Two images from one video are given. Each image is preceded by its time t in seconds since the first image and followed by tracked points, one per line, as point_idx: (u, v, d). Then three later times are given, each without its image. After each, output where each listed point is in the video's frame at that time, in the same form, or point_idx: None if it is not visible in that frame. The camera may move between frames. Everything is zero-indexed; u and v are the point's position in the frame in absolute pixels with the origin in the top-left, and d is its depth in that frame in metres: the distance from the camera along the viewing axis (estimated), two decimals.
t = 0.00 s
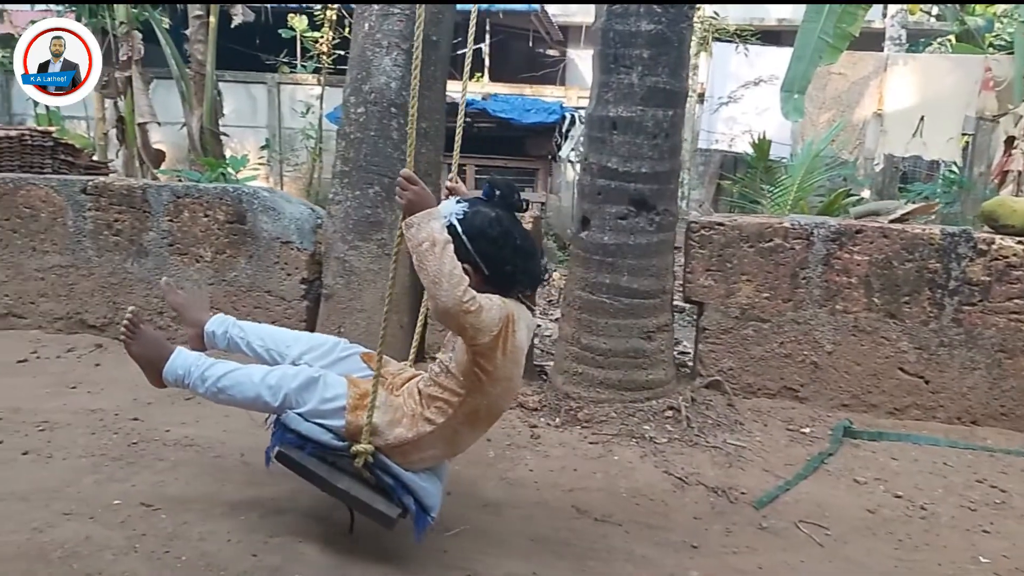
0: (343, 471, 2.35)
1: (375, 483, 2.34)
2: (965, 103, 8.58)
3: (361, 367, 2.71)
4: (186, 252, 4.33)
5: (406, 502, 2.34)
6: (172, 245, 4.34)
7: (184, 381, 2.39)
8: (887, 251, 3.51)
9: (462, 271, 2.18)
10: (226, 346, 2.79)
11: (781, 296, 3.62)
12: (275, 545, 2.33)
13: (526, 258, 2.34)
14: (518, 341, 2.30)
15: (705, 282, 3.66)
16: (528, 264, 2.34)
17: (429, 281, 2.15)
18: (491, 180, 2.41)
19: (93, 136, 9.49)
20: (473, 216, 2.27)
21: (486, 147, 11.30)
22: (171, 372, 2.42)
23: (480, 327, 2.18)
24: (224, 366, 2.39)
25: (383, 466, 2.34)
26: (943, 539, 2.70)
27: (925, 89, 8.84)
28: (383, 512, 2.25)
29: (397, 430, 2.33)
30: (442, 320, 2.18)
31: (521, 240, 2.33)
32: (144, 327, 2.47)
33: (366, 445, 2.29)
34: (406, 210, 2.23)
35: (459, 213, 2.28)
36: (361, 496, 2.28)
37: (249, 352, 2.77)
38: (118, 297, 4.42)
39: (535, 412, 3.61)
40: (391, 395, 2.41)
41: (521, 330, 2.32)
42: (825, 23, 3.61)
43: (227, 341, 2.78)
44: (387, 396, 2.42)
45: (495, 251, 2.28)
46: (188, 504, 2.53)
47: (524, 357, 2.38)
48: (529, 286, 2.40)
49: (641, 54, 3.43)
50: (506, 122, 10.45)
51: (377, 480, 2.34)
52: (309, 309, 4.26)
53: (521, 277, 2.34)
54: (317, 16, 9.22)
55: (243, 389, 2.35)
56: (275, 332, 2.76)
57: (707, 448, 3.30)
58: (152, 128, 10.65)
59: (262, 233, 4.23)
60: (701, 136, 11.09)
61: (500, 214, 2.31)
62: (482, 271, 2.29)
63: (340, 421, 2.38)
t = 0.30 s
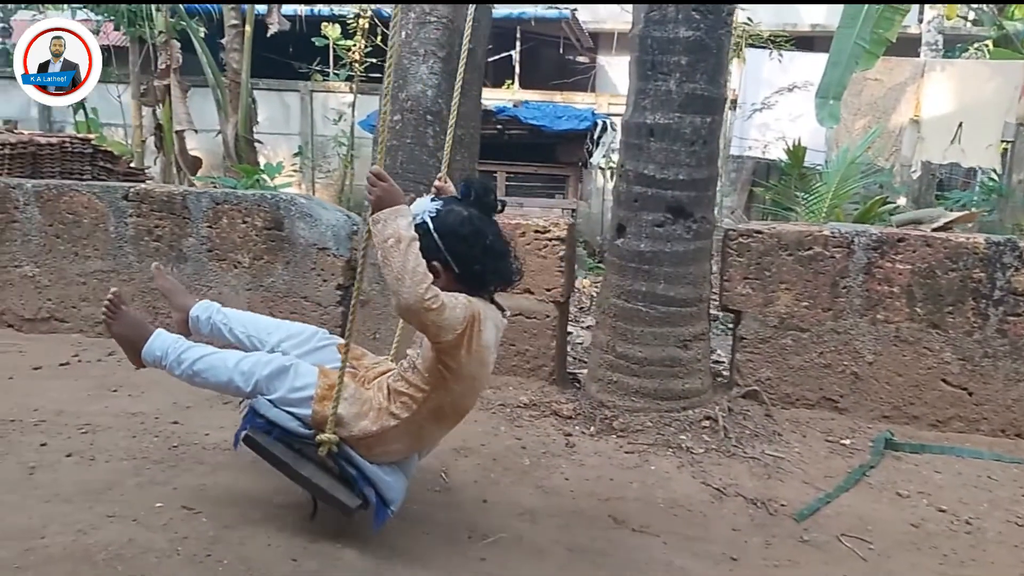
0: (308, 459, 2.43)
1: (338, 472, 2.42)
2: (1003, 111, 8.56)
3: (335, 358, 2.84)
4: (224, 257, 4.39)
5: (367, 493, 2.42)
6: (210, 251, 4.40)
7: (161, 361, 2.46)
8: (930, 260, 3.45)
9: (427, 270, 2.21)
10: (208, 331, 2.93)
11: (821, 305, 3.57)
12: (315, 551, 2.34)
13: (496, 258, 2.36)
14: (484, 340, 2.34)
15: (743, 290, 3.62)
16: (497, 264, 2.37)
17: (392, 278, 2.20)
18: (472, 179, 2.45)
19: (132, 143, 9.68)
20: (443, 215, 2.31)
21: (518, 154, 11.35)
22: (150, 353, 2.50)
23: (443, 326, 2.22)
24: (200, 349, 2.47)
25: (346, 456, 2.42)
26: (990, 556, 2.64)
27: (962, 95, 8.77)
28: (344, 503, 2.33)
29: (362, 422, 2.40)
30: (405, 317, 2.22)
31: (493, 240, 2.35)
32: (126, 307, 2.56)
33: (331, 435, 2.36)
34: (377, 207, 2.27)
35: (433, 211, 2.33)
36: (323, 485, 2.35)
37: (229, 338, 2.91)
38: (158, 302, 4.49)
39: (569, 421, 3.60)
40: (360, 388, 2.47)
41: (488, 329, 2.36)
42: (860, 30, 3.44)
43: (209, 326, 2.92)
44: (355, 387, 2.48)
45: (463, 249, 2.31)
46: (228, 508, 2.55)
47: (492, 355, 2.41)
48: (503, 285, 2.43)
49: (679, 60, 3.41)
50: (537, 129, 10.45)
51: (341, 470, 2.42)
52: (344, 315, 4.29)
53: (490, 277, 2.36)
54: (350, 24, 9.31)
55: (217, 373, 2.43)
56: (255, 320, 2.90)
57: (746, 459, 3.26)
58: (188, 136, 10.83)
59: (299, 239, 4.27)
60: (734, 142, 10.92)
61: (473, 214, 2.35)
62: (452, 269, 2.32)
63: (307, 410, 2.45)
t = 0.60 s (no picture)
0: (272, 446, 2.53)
1: (299, 461, 2.53)
2: None
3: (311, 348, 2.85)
4: (253, 265, 4.42)
5: (326, 483, 2.53)
6: (239, 259, 4.43)
7: (138, 343, 2.58)
8: (965, 272, 3.39)
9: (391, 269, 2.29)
10: (191, 315, 3.00)
11: (853, 317, 3.52)
12: (345, 560, 2.35)
13: (461, 259, 2.49)
14: (448, 340, 2.42)
15: (773, 302, 3.59)
16: (462, 264, 2.50)
17: (357, 274, 2.29)
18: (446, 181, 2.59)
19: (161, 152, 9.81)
20: (412, 214, 2.45)
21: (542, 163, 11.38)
22: (128, 334, 2.62)
23: (404, 325, 2.30)
24: (175, 333, 2.58)
25: (308, 446, 2.52)
26: None
27: (993, 105, 8.65)
28: (302, 491, 2.44)
29: (325, 414, 2.49)
30: (367, 314, 2.30)
31: (461, 241, 2.48)
32: (108, 288, 2.67)
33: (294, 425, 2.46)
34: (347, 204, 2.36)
35: (403, 210, 2.46)
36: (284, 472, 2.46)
37: (211, 322, 2.98)
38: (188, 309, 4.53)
39: (596, 432, 3.59)
40: (328, 379, 2.56)
41: (453, 329, 2.44)
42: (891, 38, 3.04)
43: (192, 311, 2.99)
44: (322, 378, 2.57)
45: (429, 248, 2.45)
46: (258, 517, 2.57)
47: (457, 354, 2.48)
48: (467, 284, 2.55)
49: (710, 70, 3.39)
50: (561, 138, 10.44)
51: (302, 459, 2.52)
52: (371, 324, 4.30)
53: (456, 275, 2.50)
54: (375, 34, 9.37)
55: (190, 356, 2.55)
56: (235, 306, 2.95)
57: (776, 473, 3.22)
58: (215, 144, 10.95)
59: (327, 247, 4.29)
60: (759, 152, 10.89)
61: (443, 214, 2.48)
62: (420, 268, 2.47)
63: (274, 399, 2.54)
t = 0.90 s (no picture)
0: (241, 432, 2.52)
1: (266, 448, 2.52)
2: None
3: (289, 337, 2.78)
4: (278, 274, 4.45)
5: (292, 473, 2.52)
6: (265, 268, 4.47)
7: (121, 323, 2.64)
8: (998, 283, 3.34)
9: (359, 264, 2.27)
10: (181, 298, 3.01)
11: (882, 328, 3.48)
12: (371, 569, 2.35)
13: (433, 258, 2.45)
14: (416, 336, 2.42)
15: (801, 312, 3.56)
16: (433, 264, 2.45)
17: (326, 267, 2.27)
18: (423, 178, 2.51)
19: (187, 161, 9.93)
20: (384, 212, 2.39)
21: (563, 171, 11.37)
22: (113, 314, 2.68)
23: (372, 319, 2.29)
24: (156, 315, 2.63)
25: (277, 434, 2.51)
26: None
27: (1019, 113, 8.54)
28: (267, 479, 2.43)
29: (294, 403, 2.48)
30: (334, 305, 2.28)
31: (433, 240, 2.42)
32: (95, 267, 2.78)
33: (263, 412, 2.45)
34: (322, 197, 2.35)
35: (376, 207, 2.40)
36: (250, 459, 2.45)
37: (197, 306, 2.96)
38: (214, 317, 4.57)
39: (621, 442, 3.57)
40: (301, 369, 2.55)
41: (421, 326, 2.44)
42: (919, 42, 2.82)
43: (181, 293, 2.99)
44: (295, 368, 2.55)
45: (400, 246, 2.40)
46: (284, 526, 2.57)
47: (424, 352, 2.49)
48: (438, 283, 2.50)
49: (736, 79, 3.37)
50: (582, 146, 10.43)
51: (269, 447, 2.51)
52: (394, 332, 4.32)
53: (427, 275, 2.46)
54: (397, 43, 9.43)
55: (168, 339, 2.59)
56: (222, 291, 2.93)
57: (804, 486, 3.18)
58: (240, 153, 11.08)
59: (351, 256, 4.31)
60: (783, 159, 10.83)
61: (416, 213, 2.42)
62: (392, 265, 2.42)
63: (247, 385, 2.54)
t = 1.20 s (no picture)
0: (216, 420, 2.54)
1: (241, 438, 2.54)
2: None
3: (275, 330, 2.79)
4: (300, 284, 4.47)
5: (264, 463, 2.54)
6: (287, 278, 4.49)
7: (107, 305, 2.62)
8: None
9: (334, 262, 2.31)
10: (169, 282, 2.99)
11: (907, 339, 3.44)
12: None
13: (407, 259, 2.51)
14: (388, 334, 2.45)
15: (825, 323, 3.53)
16: (408, 266, 2.52)
17: (300, 264, 2.30)
18: (400, 179, 2.56)
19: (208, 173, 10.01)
20: (361, 212, 2.45)
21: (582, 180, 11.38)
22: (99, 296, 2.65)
23: (344, 317, 2.31)
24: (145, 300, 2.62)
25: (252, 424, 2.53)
26: None
27: None
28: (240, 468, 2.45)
29: (269, 394, 2.49)
30: (308, 301, 2.31)
31: (407, 241, 2.49)
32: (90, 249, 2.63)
33: (239, 402, 2.47)
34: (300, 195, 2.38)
35: (353, 206, 2.46)
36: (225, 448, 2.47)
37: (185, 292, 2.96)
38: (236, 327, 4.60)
39: (643, 454, 3.55)
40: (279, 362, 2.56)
41: (394, 323, 2.47)
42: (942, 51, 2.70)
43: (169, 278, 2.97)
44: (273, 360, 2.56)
45: (375, 246, 2.46)
46: (307, 536, 2.58)
47: (397, 350, 2.51)
48: (412, 283, 2.57)
49: (759, 89, 3.36)
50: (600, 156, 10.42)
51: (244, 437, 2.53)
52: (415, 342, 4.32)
53: (400, 274, 2.52)
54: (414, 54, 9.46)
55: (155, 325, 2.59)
56: (210, 279, 2.92)
57: (830, 499, 3.15)
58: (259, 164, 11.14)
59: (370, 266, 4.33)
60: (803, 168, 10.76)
61: (392, 213, 2.48)
62: (366, 264, 2.48)
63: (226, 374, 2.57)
